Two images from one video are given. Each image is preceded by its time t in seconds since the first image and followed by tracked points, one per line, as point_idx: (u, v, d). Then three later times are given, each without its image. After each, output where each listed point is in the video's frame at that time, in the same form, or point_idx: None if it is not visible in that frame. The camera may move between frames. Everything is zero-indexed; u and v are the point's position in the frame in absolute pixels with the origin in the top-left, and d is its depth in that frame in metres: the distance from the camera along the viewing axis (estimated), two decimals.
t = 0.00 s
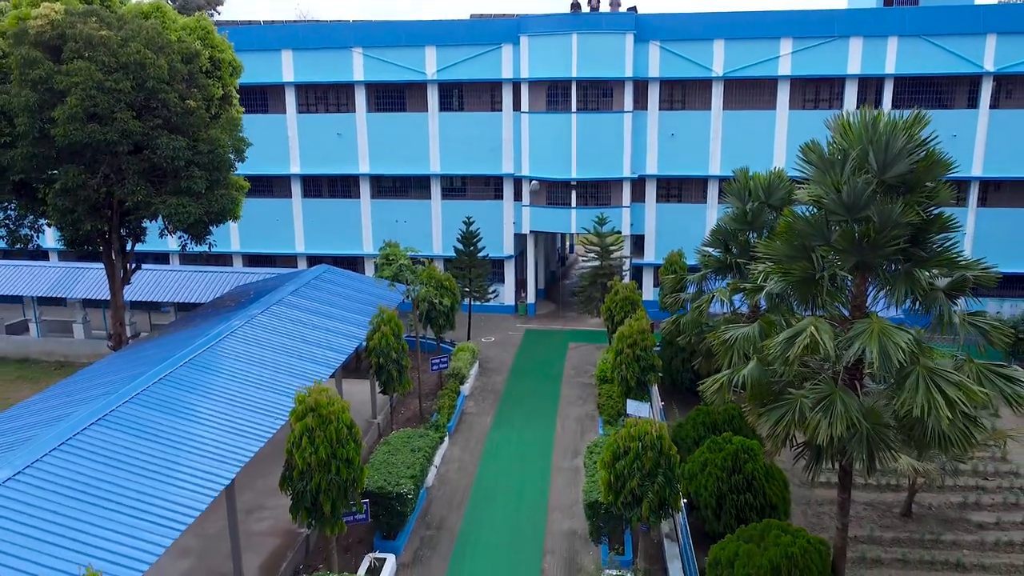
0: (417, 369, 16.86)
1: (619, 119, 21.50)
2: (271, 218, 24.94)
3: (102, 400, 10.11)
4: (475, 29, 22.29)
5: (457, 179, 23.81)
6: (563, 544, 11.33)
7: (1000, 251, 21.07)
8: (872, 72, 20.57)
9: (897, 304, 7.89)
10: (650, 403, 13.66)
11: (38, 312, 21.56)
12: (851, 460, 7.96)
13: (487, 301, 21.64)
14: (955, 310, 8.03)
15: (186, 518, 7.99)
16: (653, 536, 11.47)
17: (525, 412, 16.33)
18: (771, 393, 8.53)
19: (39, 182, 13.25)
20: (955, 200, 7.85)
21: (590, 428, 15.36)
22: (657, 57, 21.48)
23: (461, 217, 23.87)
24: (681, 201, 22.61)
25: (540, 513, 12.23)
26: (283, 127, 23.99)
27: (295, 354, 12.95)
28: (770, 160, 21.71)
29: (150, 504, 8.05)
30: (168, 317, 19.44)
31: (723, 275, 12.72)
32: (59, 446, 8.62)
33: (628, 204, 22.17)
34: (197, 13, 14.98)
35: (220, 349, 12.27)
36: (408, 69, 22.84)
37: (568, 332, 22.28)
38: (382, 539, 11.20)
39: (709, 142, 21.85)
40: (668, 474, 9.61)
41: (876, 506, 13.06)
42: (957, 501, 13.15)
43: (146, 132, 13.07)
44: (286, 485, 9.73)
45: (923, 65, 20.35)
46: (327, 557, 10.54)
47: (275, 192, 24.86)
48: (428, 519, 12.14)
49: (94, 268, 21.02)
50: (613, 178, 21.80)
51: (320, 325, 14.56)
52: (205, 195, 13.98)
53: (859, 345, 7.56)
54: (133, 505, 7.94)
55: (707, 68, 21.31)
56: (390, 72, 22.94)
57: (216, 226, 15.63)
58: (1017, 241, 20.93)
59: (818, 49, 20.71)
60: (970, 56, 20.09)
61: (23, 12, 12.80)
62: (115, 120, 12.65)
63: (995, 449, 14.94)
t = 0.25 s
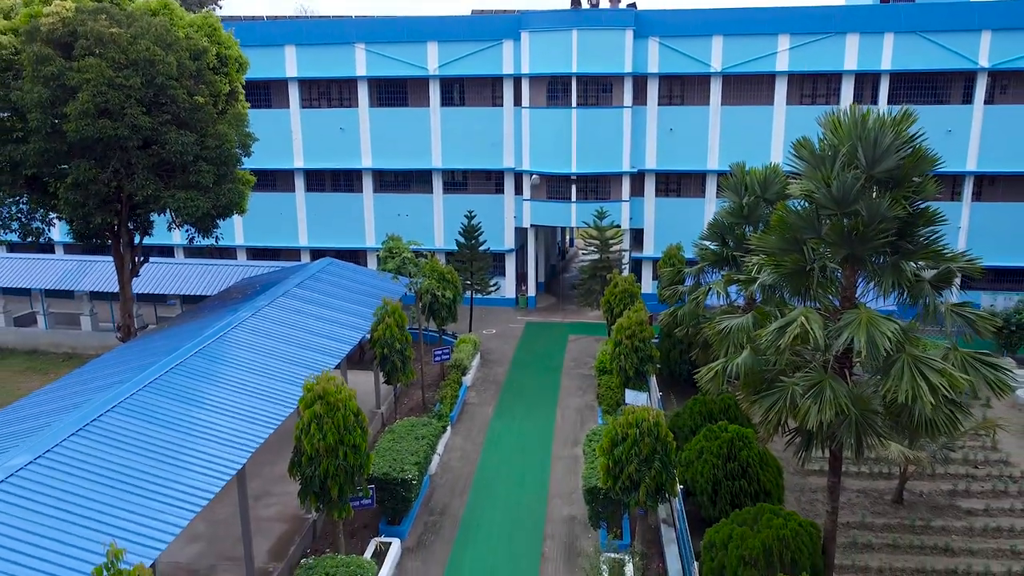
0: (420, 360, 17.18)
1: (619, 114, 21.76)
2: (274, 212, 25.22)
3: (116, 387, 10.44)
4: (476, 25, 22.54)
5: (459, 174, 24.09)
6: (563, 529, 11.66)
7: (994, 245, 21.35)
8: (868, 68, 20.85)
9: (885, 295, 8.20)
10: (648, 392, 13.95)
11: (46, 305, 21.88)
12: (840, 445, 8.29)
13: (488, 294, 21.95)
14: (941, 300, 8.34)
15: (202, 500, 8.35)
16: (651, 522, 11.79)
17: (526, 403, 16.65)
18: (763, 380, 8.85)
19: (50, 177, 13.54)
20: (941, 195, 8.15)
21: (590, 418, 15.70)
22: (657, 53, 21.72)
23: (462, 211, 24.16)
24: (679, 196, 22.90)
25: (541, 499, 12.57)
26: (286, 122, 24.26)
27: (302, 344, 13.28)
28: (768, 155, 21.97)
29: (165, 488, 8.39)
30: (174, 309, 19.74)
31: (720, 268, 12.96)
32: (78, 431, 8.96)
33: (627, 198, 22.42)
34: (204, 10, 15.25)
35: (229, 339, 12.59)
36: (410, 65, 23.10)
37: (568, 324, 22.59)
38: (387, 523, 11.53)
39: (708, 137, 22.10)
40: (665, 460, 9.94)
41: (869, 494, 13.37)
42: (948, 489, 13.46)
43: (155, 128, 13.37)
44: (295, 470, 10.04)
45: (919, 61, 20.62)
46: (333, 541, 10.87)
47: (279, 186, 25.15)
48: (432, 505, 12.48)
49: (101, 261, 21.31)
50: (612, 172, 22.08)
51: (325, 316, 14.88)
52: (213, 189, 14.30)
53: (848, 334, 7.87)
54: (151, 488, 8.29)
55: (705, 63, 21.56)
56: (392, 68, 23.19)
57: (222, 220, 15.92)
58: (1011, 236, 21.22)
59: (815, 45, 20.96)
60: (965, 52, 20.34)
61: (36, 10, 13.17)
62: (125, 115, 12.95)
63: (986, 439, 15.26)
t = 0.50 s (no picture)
0: (422, 355, 17.46)
1: (618, 113, 22.00)
2: (277, 209, 25.47)
3: (128, 380, 10.75)
4: (477, 24, 22.78)
5: (460, 171, 24.34)
6: (562, 519, 11.94)
7: (989, 242, 21.62)
8: (864, 67, 21.09)
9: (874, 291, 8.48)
10: (646, 386, 14.24)
11: (52, 301, 22.13)
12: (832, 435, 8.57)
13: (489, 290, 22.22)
14: (929, 296, 8.61)
15: (214, 488, 8.66)
16: (648, 512, 12.07)
17: (526, 397, 16.93)
18: (757, 373, 9.12)
19: (59, 174, 13.82)
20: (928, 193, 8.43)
21: (589, 412, 15.98)
22: (656, 52, 21.96)
23: (464, 208, 24.41)
24: (678, 193, 23.16)
25: (541, 491, 12.85)
26: (289, 120, 24.50)
27: (307, 339, 13.57)
28: (765, 153, 22.21)
29: (177, 477, 8.67)
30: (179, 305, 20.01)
31: (716, 264, 13.28)
32: (93, 421, 9.26)
33: (627, 196, 22.65)
34: (210, 10, 15.50)
35: (236, 334, 12.89)
36: (411, 64, 23.33)
37: (568, 320, 22.86)
38: (391, 514, 11.82)
39: (706, 135, 22.35)
40: (661, 451, 10.22)
41: (862, 485, 13.64)
42: (939, 481, 13.73)
43: (162, 127, 13.65)
44: (302, 461, 10.32)
45: (915, 60, 20.86)
46: (339, 531, 11.16)
47: (282, 184, 25.40)
48: (434, 496, 12.76)
49: (106, 258, 21.55)
50: (612, 170, 22.32)
51: (329, 312, 15.16)
52: (220, 187, 14.59)
53: (837, 329, 8.15)
54: (165, 476, 8.60)
55: (704, 62, 21.79)
56: (394, 66, 23.43)
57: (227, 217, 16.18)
58: (1005, 233, 21.49)
59: (812, 44, 21.20)
60: (960, 52, 20.58)
61: (46, 11, 13.44)
62: (133, 115, 13.23)
63: (978, 432, 15.54)
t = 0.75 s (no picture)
0: (425, 353, 17.77)
1: (617, 114, 22.29)
2: (280, 209, 25.77)
3: (140, 376, 11.07)
4: (478, 26, 23.06)
5: (461, 171, 24.64)
6: (562, 513, 12.26)
7: (982, 242, 21.93)
8: (860, 69, 21.39)
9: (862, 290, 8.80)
10: (644, 383, 14.55)
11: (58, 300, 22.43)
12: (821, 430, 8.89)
13: (490, 289, 22.53)
14: (915, 294, 8.92)
15: (225, 480, 8.98)
16: (646, 505, 12.37)
17: (526, 394, 17.24)
18: (749, 370, 9.42)
19: (70, 176, 14.14)
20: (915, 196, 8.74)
21: (588, 408, 16.30)
22: (654, 54, 22.24)
23: (464, 208, 24.72)
24: (676, 193, 23.47)
25: (541, 485, 13.17)
26: (292, 121, 24.80)
27: (312, 337, 13.89)
28: (762, 154, 22.50)
29: (189, 470, 8.99)
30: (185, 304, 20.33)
31: (712, 264, 13.66)
32: (107, 416, 9.59)
33: (625, 196, 22.96)
34: (216, 14, 15.82)
35: (243, 332, 13.21)
36: (413, 65, 23.62)
37: (568, 319, 23.17)
38: (395, 508, 12.14)
39: (704, 136, 22.65)
40: (658, 446, 10.54)
41: (855, 480, 13.95)
42: (930, 476, 14.03)
43: (171, 129, 13.95)
44: (308, 455, 10.62)
45: (910, 62, 21.14)
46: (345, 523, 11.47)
47: (285, 184, 25.70)
48: (437, 490, 13.07)
49: (113, 257, 21.85)
50: (611, 171, 22.62)
51: (334, 310, 15.48)
52: (226, 188, 14.92)
53: (826, 327, 8.46)
54: (177, 469, 8.92)
55: (702, 64, 22.08)
56: (396, 68, 23.71)
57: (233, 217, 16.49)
58: (999, 233, 21.80)
59: (808, 46, 21.49)
60: (954, 54, 20.87)
61: (58, 16, 13.82)
62: (143, 118, 13.54)
63: (969, 428, 15.86)
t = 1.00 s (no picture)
0: (426, 352, 18.03)
1: (616, 116, 22.55)
2: (282, 209, 26.02)
3: (149, 374, 11.36)
4: (478, 29, 23.30)
5: (461, 173, 24.90)
6: (560, 509, 12.53)
7: (976, 243, 22.20)
8: (856, 72, 21.65)
9: (851, 290, 9.07)
10: (641, 382, 14.80)
11: (63, 300, 22.70)
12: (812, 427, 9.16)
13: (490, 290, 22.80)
14: (903, 295, 9.20)
15: (233, 474, 9.26)
16: (642, 501, 12.63)
17: (526, 393, 17.51)
18: (743, 368, 9.68)
19: (78, 179, 14.41)
20: (903, 199, 9.00)
21: (587, 407, 16.56)
22: (652, 57, 22.50)
23: (465, 209, 24.98)
24: (674, 195, 23.72)
25: (540, 482, 13.44)
26: (294, 123, 25.05)
27: (316, 336, 14.16)
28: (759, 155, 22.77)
29: (198, 465, 9.25)
30: (189, 304, 20.59)
31: (709, 265, 13.86)
32: (119, 413, 9.88)
33: (624, 197, 23.24)
34: (221, 19, 16.09)
35: (249, 331, 13.49)
36: (414, 68, 23.87)
37: (567, 319, 23.44)
38: (397, 504, 12.40)
39: (701, 138, 22.91)
40: (654, 443, 10.79)
41: (848, 477, 14.21)
42: (922, 473, 14.28)
43: (177, 133, 14.23)
44: (313, 452, 10.88)
45: (905, 65, 21.40)
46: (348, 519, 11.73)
47: (287, 185, 25.95)
48: (438, 487, 13.34)
49: (117, 257, 22.11)
50: (609, 172, 22.89)
51: (337, 310, 15.75)
52: (231, 190, 15.21)
53: (816, 327, 8.73)
54: (187, 464, 9.20)
55: (699, 67, 22.34)
56: (397, 70, 23.97)
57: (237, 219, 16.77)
58: (993, 234, 22.07)
59: (805, 49, 21.76)
60: (948, 57, 21.14)
61: (66, 23, 14.15)
62: (150, 121, 13.81)
63: (961, 426, 16.13)
